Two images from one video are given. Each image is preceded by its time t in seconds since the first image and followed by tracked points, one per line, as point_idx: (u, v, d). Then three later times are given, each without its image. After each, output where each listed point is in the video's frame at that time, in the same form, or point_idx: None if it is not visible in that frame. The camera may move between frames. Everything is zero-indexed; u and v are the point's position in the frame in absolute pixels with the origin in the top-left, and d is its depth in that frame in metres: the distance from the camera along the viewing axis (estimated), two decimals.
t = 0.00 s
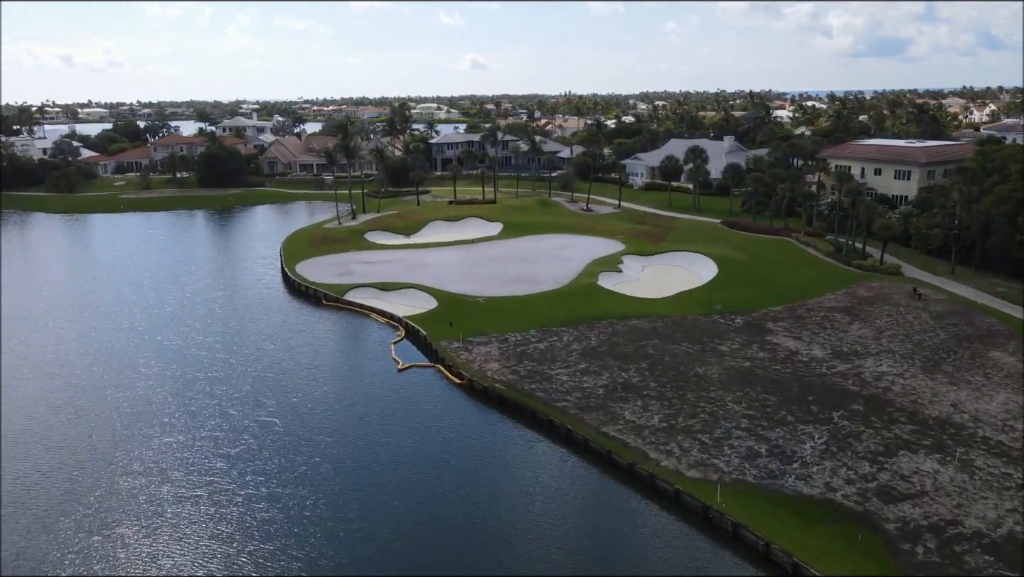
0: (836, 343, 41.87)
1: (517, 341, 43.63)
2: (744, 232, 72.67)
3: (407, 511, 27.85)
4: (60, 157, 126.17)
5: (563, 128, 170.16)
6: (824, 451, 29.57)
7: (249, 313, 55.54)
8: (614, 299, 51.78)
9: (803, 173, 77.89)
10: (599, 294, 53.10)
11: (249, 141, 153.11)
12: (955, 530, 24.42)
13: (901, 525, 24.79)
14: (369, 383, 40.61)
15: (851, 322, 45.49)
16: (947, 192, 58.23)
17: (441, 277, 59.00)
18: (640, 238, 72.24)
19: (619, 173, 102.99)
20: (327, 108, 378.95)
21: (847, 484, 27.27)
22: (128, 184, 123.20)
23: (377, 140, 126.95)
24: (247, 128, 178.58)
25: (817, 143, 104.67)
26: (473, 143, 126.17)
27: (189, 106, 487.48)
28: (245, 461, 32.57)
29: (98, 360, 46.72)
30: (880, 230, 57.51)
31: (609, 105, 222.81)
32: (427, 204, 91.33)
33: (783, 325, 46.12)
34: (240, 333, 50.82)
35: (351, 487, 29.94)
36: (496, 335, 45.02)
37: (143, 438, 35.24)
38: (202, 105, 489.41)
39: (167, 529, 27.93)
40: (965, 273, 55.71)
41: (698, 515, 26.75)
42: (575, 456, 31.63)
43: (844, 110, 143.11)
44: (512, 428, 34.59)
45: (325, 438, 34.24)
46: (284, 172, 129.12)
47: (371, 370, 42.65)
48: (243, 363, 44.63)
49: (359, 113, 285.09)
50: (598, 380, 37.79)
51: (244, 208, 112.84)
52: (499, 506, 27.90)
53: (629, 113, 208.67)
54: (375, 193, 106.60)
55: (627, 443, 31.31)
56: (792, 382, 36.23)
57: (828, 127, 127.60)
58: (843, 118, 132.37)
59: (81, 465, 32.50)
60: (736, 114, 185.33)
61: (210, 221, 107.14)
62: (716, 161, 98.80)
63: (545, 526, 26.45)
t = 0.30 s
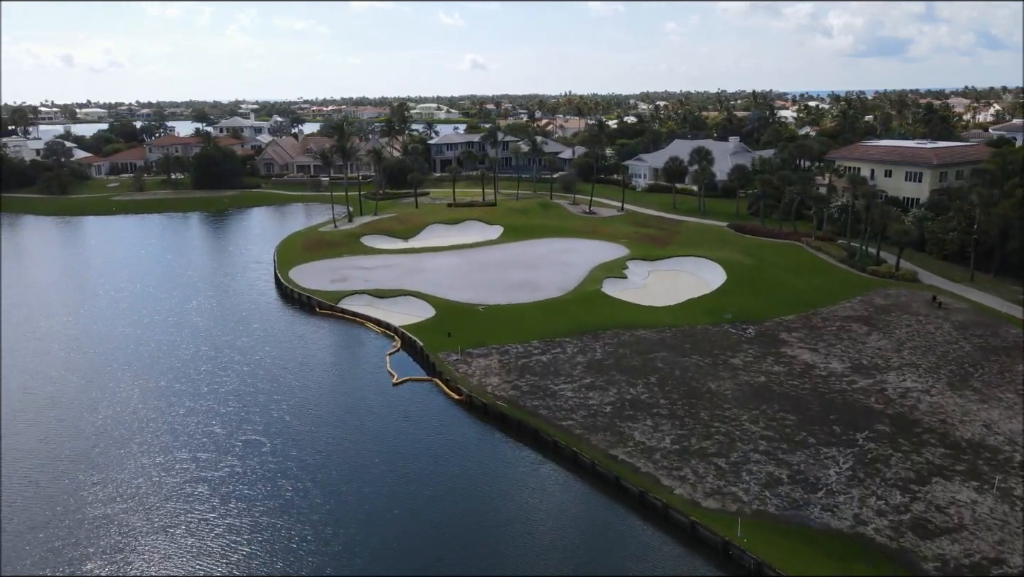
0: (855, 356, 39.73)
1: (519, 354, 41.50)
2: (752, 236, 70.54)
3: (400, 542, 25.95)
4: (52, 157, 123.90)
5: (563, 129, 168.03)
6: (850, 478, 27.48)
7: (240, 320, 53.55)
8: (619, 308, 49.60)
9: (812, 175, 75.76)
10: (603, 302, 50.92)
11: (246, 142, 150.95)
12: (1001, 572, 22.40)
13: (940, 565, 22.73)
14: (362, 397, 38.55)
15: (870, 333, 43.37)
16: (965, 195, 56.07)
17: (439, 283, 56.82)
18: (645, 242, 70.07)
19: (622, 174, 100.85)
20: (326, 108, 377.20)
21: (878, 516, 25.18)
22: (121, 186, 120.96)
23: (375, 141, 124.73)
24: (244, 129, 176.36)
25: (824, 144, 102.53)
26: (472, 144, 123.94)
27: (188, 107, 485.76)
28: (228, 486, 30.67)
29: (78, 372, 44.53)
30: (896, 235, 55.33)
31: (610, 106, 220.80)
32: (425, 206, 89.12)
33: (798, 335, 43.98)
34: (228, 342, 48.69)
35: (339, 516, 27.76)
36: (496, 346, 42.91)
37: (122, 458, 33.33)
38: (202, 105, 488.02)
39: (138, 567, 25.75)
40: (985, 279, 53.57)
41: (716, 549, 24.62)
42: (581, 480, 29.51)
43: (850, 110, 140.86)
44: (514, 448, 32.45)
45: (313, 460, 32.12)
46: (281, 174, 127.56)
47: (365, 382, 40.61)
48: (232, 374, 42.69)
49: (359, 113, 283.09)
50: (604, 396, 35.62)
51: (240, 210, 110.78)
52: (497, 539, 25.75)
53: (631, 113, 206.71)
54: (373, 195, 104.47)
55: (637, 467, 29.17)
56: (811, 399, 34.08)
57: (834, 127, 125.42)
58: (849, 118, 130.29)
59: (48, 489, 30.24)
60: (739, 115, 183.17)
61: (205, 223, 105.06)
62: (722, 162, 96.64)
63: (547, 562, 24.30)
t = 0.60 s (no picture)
0: (876, 370, 37.53)
1: (519, 369, 39.35)
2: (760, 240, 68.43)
3: None
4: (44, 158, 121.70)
5: (564, 129, 165.84)
6: (880, 509, 25.41)
7: (231, 327, 51.54)
8: (625, 317, 47.51)
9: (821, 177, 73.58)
10: (608, 311, 48.83)
11: (242, 143, 148.76)
12: None
13: None
14: (355, 414, 36.43)
15: (889, 344, 41.25)
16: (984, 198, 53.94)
17: (437, 289, 54.69)
18: (649, 246, 67.95)
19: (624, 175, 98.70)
20: (325, 108, 375.17)
21: (914, 555, 23.12)
22: (114, 187, 118.76)
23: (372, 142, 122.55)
24: (241, 129, 174.11)
25: (831, 144, 100.41)
26: (472, 145, 121.71)
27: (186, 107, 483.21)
28: (209, 513, 28.63)
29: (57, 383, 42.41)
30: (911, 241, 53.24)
31: (611, 106, 218.64)
32: (424, 209, 86.91)
33: (814, 347, 41.78)
34: (216, 353, 46.58)
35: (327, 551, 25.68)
36: (497, 360, 40.76)
37: (98, 478, 31.34)
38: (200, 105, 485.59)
39: None
40: (1005, 286, 51.45)
41: None
42: (588, 509, 27.40)
43: (855, 110, 138.70)
44: (515, 472, 30.37)
45: (300, 485, 30.04)
46: (277, 175, 125.55)
47: (358, 397, 38.53)
48: (220, 387, 40.72)
49: (358, 113, 280.96)
50: (611, 414, 33.46)
51: (235, 212, 108.64)
52: None
53: (632, 113, 204.58)
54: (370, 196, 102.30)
55: (649, 495, 27.05)
56: (833, 419, 31.94)
57: (840, 127, 123.24)
58: (854, 118, 128.12)
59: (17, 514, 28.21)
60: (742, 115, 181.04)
61: (199, 226, 102.89)
62: (726, 163, 94.49)
63: None
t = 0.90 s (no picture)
0: (899, 385, 35.45)
1: (521, 384, 37.27)
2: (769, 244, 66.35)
3: None
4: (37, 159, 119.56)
5: (565, 129, 163.84)
6: (916, 546, 23.37)
7: (221, 335, 49.55)
8: (631, 327, 45.43)
9: (831, 179, 71.51)
10: (613, 320, 46.75)
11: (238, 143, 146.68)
12: None
13: None
14: (346, 432, 34.32)
15: (910, 356, 39.15)
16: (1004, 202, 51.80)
17: (435, 297, 52.61)
18: (655, 251, 65.82)
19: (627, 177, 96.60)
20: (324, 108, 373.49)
21: None
22: (107, 188, 116.62)
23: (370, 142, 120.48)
24: (238, 129, 171.96)
25: (839, 145, 98.33)
26: (472, 145, 119.58)
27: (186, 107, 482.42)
28: (188, 543, 26.64)
29: (34, 396, 40.25)
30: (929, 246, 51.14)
31: (613, 106, 216.64)
32: (422, 211, 84.82)
33: (832, 359, 39.68)
34: (202, 364, 44.43)
35: None
36: (497, 374, 38.67)
37: (72, 503, 29.34)
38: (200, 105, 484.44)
39: None
40: None
41: None
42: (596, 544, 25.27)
43: (861, 110, 136.57)
44: (517, 500, 28.27)
45: (286, 514, 27.92)
46: (274, 176, 123.50)
47: (350, 413, 36.50)
48: (206, 402, 38.72)
49: (357, 113, 279.19)
50: (619, 435, 31.33)
51: (232, 214, 106.57)
52: None
53: (634, 113, 202.61)
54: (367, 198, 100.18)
55: (663, 528, 24.97)
56: (858, 441, 29.83)
57: (846, 128, 121.11)
58: (861, 118, 126.09)
59: None
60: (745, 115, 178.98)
61: (194, 228, 100.79)
62: (732, 165, 92.41)
63: None
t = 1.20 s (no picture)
0: (927, 404, 33.30)
1: (524, 401, 35.14)
2: (779, 248, 64.21)
3: None
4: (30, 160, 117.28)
5: (566, 129, 161.72)
6: None
7: (211, 345, 47.53)
8: (639, 338, 43.30)
9: (843, 181, 69.36)
10: (619, 330, 44.64)
11: (235, 144, 144.60)
12: None
13: None
14: (338, 453, 32.29)
15: (935, 370, 37.10)
16: None
17: (433, 304, 50.48)
18: (661, 255, 63.73)
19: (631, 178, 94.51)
20: (324, 108, 371.55)
21: None
22: (101, 190, 114.38)
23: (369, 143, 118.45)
24: (236, 129, 169.84)
25: (848, 147, 96.29)
26: (472, 146, 117.49)
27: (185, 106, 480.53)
28: None
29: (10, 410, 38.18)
30: (949, 252, 49.11)
31: (614, 106, 214.67)
32: (421, 214, 82.71)
33: (853, 374, 37.49)
34: (189, 376, 42.40)
35: None
36: (499, 390, 36.53)
37: (41, 531, 27.32)
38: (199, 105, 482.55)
39: None
40: None
41: None
42: None
43: (868, 110, 134.55)
44: (521, 531, 26.19)
45: (271, 547, 25.86)
46: (271, 177, 121.46)
47: (343, 431, 34.41)
48: (192, 419, 36.69)
49: (358, 112, 277.26)
50: (629, 458, 29.23)
51: (228, 216, 104.48)
52: None
53: (636, 114, 200.68)
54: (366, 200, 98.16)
55: (681, 566, 22.84)
56: (887, 467, 27.79)
57: (854, 128, 119.04)
58: (868, 118, 124.09)
59: None
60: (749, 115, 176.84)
61: (189, 230, 98.69)
62: (739, 166, 90.23)
63: None
